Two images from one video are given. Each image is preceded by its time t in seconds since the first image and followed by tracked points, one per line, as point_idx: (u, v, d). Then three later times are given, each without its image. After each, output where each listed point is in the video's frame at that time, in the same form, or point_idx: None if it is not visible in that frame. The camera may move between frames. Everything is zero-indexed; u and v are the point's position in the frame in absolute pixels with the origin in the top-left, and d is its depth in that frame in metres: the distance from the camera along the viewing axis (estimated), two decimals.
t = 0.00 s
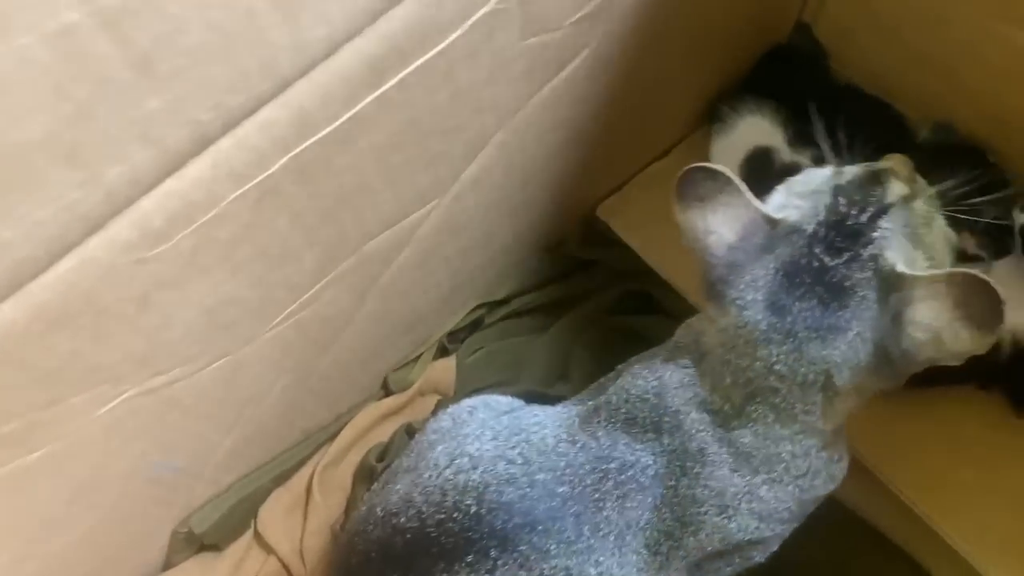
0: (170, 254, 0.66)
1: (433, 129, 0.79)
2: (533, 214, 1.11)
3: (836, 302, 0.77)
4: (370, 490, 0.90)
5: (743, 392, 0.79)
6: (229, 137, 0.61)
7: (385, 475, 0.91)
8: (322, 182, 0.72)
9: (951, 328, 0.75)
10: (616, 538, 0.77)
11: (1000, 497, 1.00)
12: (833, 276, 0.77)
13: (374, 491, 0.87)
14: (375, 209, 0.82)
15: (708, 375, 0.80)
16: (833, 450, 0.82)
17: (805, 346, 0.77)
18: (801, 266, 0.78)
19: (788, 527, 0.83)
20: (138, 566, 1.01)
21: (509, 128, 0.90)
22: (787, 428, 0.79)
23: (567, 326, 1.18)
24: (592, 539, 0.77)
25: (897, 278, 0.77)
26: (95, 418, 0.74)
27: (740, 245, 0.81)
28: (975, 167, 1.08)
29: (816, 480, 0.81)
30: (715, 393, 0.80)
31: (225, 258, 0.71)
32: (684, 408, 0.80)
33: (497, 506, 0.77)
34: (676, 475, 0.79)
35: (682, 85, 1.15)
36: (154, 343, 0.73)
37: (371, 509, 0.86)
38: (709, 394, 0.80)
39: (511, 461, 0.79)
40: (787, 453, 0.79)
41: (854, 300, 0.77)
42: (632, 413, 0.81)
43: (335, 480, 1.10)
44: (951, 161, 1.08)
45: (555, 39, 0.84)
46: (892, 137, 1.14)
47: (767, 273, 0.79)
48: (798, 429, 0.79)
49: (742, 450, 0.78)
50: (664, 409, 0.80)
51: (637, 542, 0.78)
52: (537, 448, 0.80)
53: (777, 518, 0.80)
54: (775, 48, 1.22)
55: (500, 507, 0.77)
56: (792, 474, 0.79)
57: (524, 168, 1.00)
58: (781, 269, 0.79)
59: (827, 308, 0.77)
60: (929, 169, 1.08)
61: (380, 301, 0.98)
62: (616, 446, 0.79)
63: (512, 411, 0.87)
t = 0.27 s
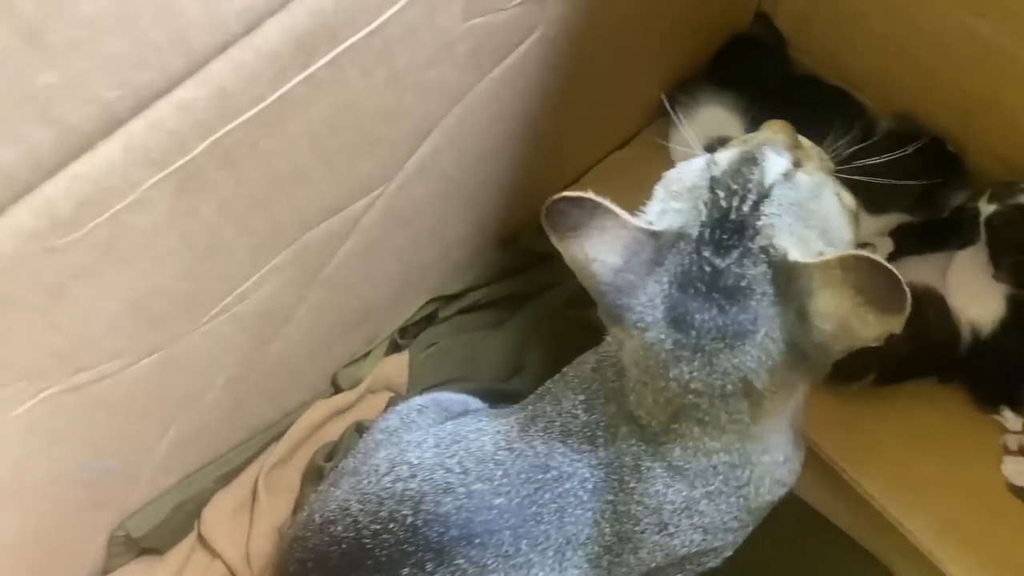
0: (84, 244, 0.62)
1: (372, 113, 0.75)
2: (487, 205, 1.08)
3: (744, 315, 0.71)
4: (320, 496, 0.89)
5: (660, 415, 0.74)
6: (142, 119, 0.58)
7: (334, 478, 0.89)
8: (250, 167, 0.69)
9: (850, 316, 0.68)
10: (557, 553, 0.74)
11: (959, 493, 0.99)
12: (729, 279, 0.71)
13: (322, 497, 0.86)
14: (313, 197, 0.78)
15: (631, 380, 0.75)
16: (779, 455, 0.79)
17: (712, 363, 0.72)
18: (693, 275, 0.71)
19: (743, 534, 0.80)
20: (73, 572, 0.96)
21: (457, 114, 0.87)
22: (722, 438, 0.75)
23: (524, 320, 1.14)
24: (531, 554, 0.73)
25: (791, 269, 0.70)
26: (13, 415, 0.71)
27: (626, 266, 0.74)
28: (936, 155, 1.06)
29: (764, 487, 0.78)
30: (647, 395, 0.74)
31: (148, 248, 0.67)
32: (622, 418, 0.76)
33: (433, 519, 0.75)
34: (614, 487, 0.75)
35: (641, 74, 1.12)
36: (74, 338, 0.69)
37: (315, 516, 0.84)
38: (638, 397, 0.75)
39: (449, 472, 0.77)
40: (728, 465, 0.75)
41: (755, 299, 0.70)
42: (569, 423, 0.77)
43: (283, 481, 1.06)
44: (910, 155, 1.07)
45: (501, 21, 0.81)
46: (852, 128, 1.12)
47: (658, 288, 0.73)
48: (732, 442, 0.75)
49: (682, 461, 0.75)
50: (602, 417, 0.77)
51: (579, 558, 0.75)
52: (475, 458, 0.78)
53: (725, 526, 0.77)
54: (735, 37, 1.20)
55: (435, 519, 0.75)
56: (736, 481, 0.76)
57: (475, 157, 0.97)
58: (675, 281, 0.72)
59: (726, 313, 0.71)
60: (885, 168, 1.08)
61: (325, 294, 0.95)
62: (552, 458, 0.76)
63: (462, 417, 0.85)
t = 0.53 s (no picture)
0: (66, 221, 0.60)
1: (362, 94, 0.74)
2: (476, 193, 1.07)
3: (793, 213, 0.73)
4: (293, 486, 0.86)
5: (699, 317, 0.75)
6: (128, 91, 0.56)
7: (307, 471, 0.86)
8: (238, 146, 0.67)
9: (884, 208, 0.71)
10: (545, 535, 0.73)
11: (948, 482, 0.98)
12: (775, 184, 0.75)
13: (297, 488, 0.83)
14: (301, 180, 0.77)
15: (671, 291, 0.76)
16: (785, 420, 0.79)
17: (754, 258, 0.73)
18: (752, 173, 0.75)
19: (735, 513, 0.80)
20: (53, 564, 0.94)
21: (447, 97, 0.85)
22: (739, 375, 0.74)
23: (513, 307, 1.14)
24: (517, 538, 0.72)
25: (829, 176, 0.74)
26: None
27: (694, 149, 0.77)
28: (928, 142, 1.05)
29: (761, 460, 0.78)
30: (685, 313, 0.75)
31: (132, 228, 0.66)
32: (626, 377, 0.76)
33: (413, 506, 0.73)
34: (612, 458, 0.74)
35: (631, 62, 1.11)
36: (55, 320, 0.67)
37: (289, 507, 0.82)
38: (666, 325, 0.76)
39: (432, 459, 0.76)
40: (738, 419, 0.75)
41: (809, 198, 0.74)
42: (564, 397, 0.77)
43: (268, 471, 1.05)
44: (903, 139, 1.06)
45: (493, 3, 0.80)
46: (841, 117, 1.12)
47: (716, 179, 0.76)
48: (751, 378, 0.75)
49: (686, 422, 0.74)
50: (599, 388, 0.76)
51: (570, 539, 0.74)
52: (462, 443, 0.77)
53: (723, 498, 0.77)
54: (726, 27, 1.19)
55: (416, 506, 0.73)
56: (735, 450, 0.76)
57: (465, 142, 0.95)
58: (734, 178, 0.75)
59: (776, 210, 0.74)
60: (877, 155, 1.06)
61: (312, 281, 0.94)
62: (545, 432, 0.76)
63: (445, 402, 0.84)
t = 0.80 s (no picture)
0: (54, 237, 0.61)
1: (347, 110, 0.75)
2: (461, 203, 1.09)
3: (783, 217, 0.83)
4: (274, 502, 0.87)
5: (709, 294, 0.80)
6: (115, 111, 0.57)
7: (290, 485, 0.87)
8: (224, 162, 0.68)
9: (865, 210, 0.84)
10: (532, 540, 0.74)
11: (922, 489, 1.00)
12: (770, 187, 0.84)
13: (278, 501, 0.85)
14: (286, 193, 0.78)
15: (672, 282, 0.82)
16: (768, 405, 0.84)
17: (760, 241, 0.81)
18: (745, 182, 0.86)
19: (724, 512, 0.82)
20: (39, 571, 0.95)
21: (432, 111, 0.87)
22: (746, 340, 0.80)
23: (498, 316, 1.16)
24: (503, 543, 0.73)
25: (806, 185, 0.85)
26: None
27: (693, 161, 0.86)
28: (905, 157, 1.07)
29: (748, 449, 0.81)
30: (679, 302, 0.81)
31: (119, 243, 0.67)
32: (616, 378, 0.79)
33: (397, 516, 0.74)
34: (603, 458, 0.76)
35: (615, 75, 1.13)
36: (42, 332, 0.68)
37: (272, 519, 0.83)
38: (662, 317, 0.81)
39: (417, 469, 0.77)
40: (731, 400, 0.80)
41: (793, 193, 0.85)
42: (554, 402, 0.80)
43: (254, 478, 1.06)
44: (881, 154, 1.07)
45: (477, 19, 0.81)
46: (819, 130, 1.14)
47: (716, 186, 0.85)
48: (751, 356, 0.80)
49: (678, 413, 0.78)
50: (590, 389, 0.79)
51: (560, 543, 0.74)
52: (448, 456, 0.78)
53: (719, 487, 0.80)
54: (710, 39, 1.21)
55: (400, 516, 0.74)
56: (726, 437, 0.80)
57: (451, 154, 0.97)
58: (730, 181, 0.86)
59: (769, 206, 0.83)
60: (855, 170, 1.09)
61: (299, 291, 0.95)
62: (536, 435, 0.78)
63: (431, 417, 0.86)
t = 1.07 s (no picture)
0: (50, 239, 0.61)
1: (344, 114, 0.76)
2: (456, 206, 1.09)
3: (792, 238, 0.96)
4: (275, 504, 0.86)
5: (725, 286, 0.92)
6: (112, 114, 0.57)
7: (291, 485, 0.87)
8: (221, 165, 0.68)
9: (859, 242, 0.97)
10: (558, 518, 0.76)
11: (909, 492, 1.01)
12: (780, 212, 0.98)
13: (283, 501, 0.84)
14: (282, 196, 0.78)
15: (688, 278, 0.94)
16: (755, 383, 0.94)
17: (764, 253, 0.95)
18: (756, 208, 0.98)
19: (730, 482, 0.87)
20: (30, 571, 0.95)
21: (428, 115, 0.87)
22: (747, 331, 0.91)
23: (490, 319, 1.16)
24: (531, 522, 0.75)
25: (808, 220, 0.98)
26: None
27: (709, 196, 0.99)
28: (893, 168, 1.08)
29: (751, 420, 0.89)
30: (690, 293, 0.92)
31: (115, 244, 0.67)
32: (627, 357, 0.85)
33: (419, 507, 0.75)
34: (623, 430, 0.80)
35: (610, 80, 1.14)
36: (36, 333, 0.68)
37: (280, 519, 0.82)
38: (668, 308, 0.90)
39: (436, 463, 0.78)
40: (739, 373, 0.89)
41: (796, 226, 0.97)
42: (568, 383, 0.84)
43: (246, 478, 1.06)
44: (871, 162, 1.08)
45: (473, 24, 0.82)
46: (811, 137, 1.15)
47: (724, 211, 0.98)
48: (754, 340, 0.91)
49: (689, 386, 0.85)
50: (604, 372, 0.84)
51: (587, 516, 0.77)
52: (467, 445, 0.80)
53: (735, 447, 0.87)
54: (703, 44, 1.22)
55: (423, 508, 0.75)
56: (731, 406, 0.87)
57: (446, 158, 0.97)
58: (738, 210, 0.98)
59: (778, 230, 0.96)
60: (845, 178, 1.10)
61: (292, 293, 0.95)
62: (557, 415, 0.81)
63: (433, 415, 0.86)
